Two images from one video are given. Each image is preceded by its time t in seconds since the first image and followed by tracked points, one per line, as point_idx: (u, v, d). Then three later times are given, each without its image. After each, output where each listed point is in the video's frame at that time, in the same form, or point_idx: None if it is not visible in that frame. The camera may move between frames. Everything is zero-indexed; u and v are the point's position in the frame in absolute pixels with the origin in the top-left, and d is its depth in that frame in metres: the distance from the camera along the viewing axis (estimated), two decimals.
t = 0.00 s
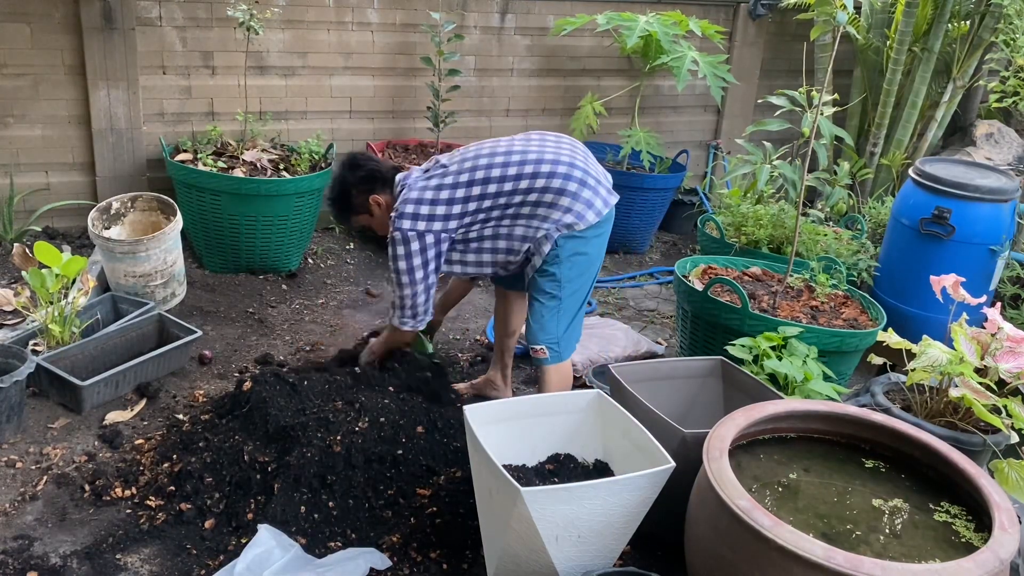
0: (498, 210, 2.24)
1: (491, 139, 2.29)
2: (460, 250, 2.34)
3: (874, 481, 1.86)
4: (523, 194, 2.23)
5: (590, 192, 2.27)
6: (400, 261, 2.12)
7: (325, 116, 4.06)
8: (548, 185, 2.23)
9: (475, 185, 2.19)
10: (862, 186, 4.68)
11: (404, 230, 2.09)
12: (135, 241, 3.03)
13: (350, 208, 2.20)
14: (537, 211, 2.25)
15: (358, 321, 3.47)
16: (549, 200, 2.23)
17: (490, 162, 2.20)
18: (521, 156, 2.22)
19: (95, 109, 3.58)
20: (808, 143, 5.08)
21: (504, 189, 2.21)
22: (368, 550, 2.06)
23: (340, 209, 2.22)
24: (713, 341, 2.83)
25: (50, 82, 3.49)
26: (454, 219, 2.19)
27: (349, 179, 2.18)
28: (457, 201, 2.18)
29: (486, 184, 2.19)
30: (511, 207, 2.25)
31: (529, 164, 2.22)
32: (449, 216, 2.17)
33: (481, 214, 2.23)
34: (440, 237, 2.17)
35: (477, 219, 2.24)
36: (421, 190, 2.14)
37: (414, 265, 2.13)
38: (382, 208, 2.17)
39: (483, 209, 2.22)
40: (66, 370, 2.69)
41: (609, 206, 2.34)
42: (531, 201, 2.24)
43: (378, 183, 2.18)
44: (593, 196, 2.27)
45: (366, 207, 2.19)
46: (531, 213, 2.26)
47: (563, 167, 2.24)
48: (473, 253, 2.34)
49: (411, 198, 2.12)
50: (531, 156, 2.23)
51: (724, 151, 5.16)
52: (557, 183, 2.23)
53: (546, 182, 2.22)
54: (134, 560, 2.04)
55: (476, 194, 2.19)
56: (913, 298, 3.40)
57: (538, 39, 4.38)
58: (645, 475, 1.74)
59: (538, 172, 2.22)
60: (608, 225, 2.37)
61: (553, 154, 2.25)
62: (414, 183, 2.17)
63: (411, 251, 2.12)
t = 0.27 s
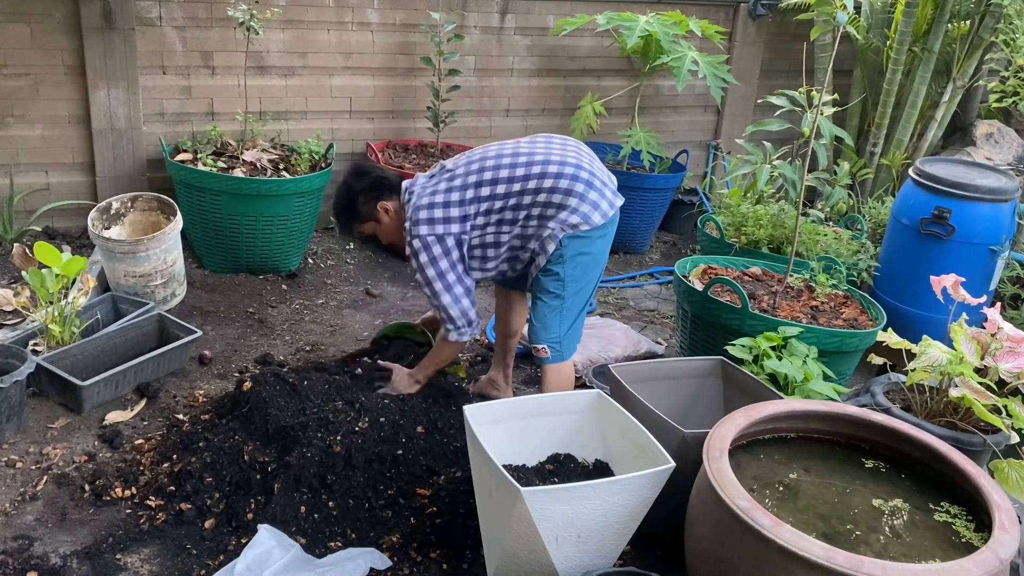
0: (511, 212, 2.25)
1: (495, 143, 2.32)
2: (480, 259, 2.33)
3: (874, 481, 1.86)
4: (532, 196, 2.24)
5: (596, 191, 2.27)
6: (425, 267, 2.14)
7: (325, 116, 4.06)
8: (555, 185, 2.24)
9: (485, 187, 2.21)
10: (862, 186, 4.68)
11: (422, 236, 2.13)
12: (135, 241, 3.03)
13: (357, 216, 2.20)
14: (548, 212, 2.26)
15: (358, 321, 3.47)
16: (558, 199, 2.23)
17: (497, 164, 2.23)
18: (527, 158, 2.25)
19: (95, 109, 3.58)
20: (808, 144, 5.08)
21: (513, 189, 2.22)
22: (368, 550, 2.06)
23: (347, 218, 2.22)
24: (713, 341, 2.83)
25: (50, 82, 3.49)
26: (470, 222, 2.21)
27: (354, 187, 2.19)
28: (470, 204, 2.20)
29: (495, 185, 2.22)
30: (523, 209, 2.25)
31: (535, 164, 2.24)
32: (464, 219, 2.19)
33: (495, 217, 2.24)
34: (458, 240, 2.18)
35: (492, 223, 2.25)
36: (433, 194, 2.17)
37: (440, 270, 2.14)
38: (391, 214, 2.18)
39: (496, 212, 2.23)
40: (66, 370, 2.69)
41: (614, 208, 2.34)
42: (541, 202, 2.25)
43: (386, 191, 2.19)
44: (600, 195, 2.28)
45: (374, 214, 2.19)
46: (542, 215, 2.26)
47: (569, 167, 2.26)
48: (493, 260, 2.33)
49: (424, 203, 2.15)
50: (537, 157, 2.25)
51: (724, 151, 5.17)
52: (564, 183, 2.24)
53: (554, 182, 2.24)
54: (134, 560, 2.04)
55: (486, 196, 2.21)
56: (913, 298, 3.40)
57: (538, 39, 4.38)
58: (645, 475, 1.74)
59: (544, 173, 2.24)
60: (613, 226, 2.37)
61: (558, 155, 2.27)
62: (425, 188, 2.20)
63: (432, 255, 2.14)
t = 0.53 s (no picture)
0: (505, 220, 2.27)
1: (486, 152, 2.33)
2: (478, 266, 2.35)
3: (874, 481, 1.86)
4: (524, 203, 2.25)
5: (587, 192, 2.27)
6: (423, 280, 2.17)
7: (325, 116, 4.06)
8: (547, 189, 2.24)
9: (479, 198, 2.23)
10: (863, 186, 4.68)
11: (419, 250, 2.16)
12: (135, 241, 3.03)
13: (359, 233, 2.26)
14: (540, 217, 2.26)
15: (358, 321, 3.47)
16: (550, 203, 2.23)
17: (488, 174, 2.25)
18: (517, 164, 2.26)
19: (95, 109, 3.58)
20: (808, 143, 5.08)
21: (506, 196, 2.24)
22: (368, 550, 2.06)
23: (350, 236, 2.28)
24: (713, 341, 2.83)
25: (50, 82, 3.49)
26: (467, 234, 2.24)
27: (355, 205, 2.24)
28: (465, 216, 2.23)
29: (488, 194, 2.24)
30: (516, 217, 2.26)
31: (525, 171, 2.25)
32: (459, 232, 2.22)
33: (491, 225, 2.26)
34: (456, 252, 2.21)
35: (488, 231, 2.27)
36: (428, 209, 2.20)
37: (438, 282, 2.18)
38: (391, 230, 2.25)
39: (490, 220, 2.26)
40: (67, 370, 2.69)
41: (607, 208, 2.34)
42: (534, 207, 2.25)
43: (384, 208, 2.25)
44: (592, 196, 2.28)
45: (374, 231, 2.26)
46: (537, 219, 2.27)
47: (560, 171, 2.26)
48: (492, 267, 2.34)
49: (420, 217, 2.18)
50: (527, 163, 2.26)
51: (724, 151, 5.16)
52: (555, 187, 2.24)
53: (545, 186, 2.24)
54: (134, 560, 2.04)
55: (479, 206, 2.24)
56: (913, 298, 3.40)
57: (538, 39, 4.38)
58: (645, 475, 1.74)
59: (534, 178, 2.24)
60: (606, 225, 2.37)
61: (548, 159, 2.28)
62: (421, 202, 2.23)
63: (431, 268, 2.18)
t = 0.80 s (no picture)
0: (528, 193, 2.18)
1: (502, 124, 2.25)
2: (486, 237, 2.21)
3: (874, 482, 1.86)
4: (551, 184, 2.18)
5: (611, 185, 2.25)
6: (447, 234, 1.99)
7: (325, 116, 4.06)
8: (579, 175, 2.19)
9: (508, 164, 2.13)
10: (863, 186, 4.68)
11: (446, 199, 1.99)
12: (135, 241, 3.03)
13: (372, 171, 2.00)
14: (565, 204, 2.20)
15: (359, 321, 3.47)
16: (582, 190, 2.18)
17: (517, 146, 2.15)
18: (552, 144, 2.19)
19: (95, 109, 3.58)
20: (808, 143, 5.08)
21: (538, 170, 2.15)
22: (368, 550, 2.06)
23: (359, 176, 2.00)
24: (713, 341, 2.83)
25: (50, 82, 3.49)
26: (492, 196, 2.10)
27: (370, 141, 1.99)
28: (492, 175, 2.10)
29: (519, 164, 2.14)
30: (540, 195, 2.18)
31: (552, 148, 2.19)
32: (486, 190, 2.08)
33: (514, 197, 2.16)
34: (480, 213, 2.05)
35: (511, 201, 2.16)
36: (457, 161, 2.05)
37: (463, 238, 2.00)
38: (410, 171, 2.04)
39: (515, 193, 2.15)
40: (67, 370, 2.69)
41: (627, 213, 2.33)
42: (562, 189, 2.18)
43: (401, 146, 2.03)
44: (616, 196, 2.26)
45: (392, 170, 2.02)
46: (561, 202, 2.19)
47: (588, 159, 2.22)
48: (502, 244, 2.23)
49: (449, 170, 2.02)
50: (556, 146, 2.20)
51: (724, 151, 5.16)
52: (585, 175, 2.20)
53: (577, 172, 2.19)
54: (134, 560, 2.04)
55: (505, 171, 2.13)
56: (913, 298, 3.40)
57: (538, 39, 4.38)
58: (645, 475, 1.74)
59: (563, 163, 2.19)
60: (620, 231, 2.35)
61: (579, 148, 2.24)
62: (450, 153, 2.07)
63: (455, 222, 2.00)
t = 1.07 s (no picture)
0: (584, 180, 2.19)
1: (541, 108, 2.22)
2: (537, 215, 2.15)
3: (874, 481, 1.85)
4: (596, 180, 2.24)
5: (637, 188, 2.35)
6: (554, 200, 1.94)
7: (325, 116, 4.06)
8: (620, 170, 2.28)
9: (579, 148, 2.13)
10: (862, 186, 4.68)
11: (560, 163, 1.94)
12: (135, 241, 3.03)
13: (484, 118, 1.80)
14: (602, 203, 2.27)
15: (358, 321, 3.47)
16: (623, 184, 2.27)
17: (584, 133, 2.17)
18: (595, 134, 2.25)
19: (95, 109, 3.58)
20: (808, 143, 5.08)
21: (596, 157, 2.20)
22: (368, 550, 2.06)
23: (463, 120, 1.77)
24: (713, 341, 2.83)
25: (50, 82, 3.49)
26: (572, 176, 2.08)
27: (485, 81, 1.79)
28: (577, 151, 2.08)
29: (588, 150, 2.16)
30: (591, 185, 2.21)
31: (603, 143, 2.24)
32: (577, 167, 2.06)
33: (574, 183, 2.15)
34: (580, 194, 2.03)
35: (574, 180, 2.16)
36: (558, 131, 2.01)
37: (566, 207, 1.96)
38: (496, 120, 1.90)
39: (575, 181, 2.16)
40: (67, 370, 2.69)
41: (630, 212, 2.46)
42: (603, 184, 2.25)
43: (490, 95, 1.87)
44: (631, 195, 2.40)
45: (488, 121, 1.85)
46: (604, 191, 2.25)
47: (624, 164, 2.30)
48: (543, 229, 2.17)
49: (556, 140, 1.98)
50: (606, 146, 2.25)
51: (724, 151, 5.17)
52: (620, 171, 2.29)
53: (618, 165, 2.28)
54: (134, 560, 2.04)
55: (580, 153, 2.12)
56: (914, 298, 3.40)
57: (538, 39, 4.38)
58: (645, 475, 1.74)
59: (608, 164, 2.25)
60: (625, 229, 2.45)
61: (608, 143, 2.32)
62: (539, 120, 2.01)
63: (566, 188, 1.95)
